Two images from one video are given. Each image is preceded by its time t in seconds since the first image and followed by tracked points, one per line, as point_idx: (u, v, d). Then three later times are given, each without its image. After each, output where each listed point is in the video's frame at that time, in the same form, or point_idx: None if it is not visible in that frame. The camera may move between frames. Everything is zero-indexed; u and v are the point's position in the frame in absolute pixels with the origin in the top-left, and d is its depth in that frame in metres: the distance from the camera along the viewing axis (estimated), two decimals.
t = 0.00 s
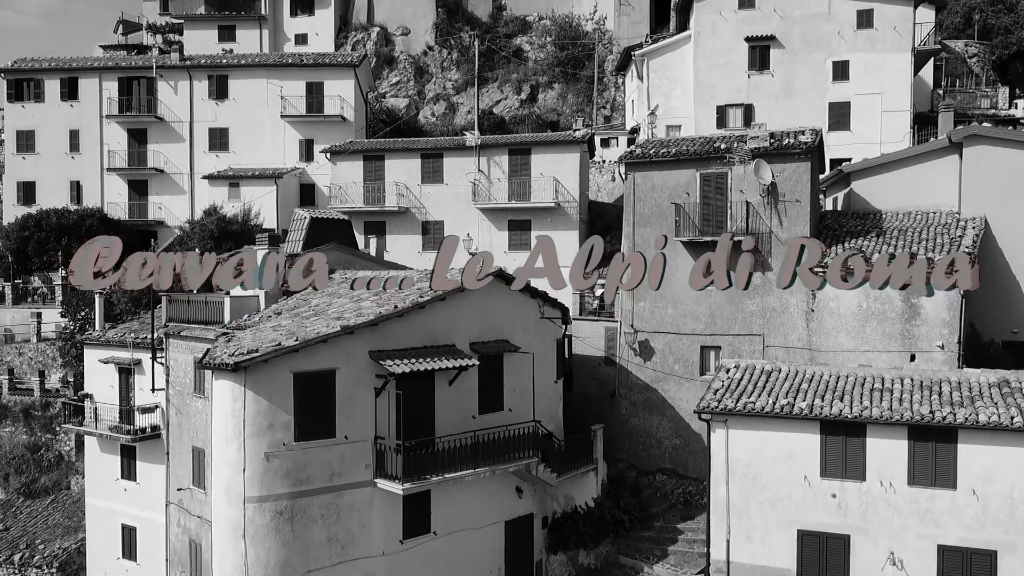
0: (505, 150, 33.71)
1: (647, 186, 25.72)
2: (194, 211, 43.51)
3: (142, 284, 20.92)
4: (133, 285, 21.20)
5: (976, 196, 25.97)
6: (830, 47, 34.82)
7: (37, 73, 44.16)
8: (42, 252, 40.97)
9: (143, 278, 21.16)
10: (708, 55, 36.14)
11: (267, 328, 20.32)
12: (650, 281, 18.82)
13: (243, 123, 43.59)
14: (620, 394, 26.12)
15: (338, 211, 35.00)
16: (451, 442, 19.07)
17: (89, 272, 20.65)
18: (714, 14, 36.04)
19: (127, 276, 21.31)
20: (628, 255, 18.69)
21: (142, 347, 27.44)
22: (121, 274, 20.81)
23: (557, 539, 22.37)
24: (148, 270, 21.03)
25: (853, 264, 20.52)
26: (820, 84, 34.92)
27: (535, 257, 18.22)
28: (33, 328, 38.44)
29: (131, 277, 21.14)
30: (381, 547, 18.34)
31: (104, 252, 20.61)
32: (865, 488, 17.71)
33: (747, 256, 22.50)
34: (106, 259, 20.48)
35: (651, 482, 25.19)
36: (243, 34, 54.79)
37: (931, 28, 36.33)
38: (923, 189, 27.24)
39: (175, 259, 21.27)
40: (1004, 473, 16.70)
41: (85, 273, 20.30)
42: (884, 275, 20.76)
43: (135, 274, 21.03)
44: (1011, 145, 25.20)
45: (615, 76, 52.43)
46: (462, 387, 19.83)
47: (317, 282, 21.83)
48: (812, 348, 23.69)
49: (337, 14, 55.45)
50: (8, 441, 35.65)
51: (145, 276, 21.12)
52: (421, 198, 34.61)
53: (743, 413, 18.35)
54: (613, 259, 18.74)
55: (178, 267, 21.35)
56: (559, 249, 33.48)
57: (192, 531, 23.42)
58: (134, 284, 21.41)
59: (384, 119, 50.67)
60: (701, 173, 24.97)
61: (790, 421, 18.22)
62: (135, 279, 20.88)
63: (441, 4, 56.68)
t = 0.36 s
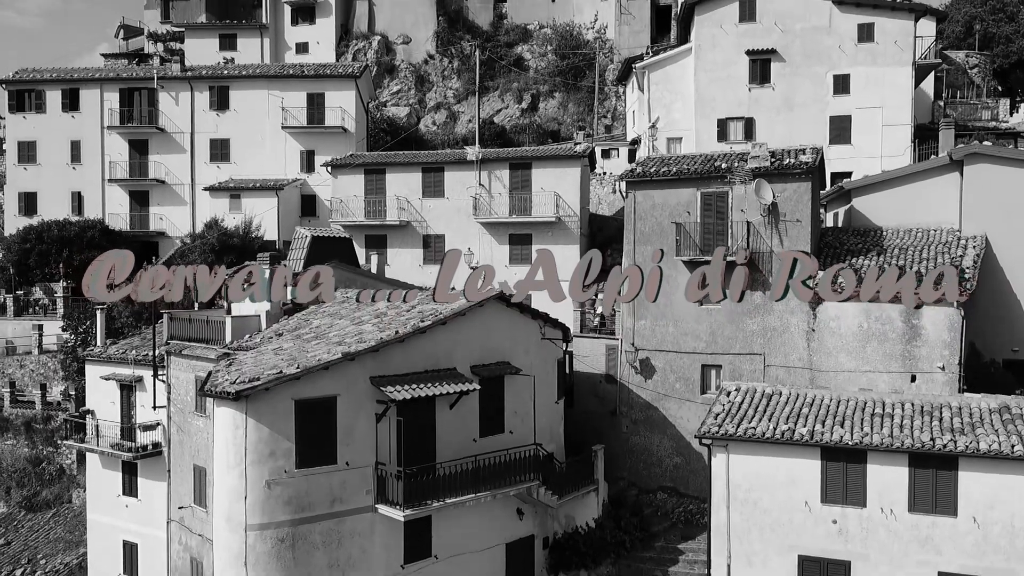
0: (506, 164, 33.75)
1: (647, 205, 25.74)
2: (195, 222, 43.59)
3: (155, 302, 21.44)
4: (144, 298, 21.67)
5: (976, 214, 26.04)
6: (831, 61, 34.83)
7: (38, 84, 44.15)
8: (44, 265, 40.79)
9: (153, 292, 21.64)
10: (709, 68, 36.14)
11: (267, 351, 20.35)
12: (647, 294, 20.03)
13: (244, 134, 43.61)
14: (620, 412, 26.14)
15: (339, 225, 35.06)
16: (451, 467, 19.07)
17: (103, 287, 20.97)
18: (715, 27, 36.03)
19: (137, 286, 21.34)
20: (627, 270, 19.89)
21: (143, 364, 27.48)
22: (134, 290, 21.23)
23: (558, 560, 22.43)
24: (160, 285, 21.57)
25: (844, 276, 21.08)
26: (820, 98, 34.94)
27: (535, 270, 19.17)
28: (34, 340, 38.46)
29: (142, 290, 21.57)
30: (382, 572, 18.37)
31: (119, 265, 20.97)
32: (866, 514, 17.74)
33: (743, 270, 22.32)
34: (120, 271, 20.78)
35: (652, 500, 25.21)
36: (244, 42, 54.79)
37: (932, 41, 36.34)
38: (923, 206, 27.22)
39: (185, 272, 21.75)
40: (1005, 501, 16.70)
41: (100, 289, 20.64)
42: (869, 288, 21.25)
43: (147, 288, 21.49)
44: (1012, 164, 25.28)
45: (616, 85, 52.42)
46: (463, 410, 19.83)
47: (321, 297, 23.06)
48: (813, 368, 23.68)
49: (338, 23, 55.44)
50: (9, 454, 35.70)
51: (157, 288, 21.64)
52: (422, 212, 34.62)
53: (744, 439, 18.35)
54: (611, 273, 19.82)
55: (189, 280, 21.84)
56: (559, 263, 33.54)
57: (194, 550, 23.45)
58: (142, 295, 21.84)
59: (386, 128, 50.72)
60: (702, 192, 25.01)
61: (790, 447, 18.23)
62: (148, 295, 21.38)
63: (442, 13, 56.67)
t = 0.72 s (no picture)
0: (506, 179, 33.82)
1: (648, 224, 25.77)
2: (196, 233, 43.64)
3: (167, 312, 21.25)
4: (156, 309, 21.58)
5: (977, 232, 26.04)
6: (831, 74, 34.84)
7: (39, 95, 44.18)
8: (45, 277, 40.66)
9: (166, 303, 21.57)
10: (710, 81, 36.14)
11: (269, 375, 20.38)
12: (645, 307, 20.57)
13: (245, 145, 43.66)
14: (621, 430, 26.17)
15: (340, 239, 35.11)
16: (452, 492, 19.06)
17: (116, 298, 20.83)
18: (715, 40, 36.04)
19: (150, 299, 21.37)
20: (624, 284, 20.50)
21: (144, 381, 27.50)
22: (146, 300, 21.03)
23: None
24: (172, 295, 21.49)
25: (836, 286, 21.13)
26: (821, 112, 34.96)
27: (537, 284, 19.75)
28: (35, 353, 38.46)
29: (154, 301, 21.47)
30: None
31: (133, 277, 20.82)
32: (866, 540, 17.74)
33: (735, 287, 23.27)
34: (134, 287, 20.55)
35: (652, 519, 25.24)
36: (245, 51, 54.84)
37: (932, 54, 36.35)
38: (924, 223, 27.21)
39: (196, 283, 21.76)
40: (1005, 529, 16.65)
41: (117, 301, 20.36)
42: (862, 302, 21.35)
43: (159, 299, 21.32)
44: (1013, 183, 25.32)
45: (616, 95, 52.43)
46: (464, 434, 19.83)
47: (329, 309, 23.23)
48: (814, 388, 23.72)
49: (339, 31, 55.47)
50: (11, 467, 35.73)
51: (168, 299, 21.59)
52: (422, 226, 34.66)
53: (744, 464, 18.38)
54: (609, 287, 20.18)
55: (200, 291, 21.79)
56: (559, 277, 33.60)
57: (195, 569, 23.45)
58: (154, 309, 21.87)
59: (387, 138, 50.81)
60: (702, 212, 25.05)
61: (791, 473, 18.25)
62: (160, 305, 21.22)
63: (442, 21, 56.69)
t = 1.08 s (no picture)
0: (507, 194, 33.90)
1: (648, 243, 25.82)
2: (198, 245, 43.72)
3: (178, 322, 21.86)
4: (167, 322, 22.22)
5: (977, 252, 26.11)
6: (832, 89, 34.87)
7: (40, 107, 44.21)
8: (47, 289, 40.64)
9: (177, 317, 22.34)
10: (711, 95, 36.15)
11: (271, 400, 20.41)
12: (642, 318, 22.14)
13: (246, 157, 43.71)
14: (622, 449, 26.24)
15: (341, 253, 35.17)
16: (453, 518, 19.07)
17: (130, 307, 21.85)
18: (716, 55, 36.05)
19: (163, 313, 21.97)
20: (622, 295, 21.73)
21: (146, 400, 27.52)
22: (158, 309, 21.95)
23: None
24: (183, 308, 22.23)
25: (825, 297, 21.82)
26: (821, 126, 35.00)
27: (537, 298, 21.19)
28: (37, 366, 38.45)
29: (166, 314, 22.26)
30: None
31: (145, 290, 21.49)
32: (867, 568, 17.73)
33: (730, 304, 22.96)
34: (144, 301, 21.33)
35: (653, 539, 25.30)
36: (245, 61, 54.88)
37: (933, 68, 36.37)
38: (925, 242, 27.24)
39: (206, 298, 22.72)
40: (1007, 559, 16.62)
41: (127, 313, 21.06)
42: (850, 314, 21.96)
43: (170, 308, 22.11)
44: (1013, 203, 25.42)
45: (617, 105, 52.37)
46: (464, 459, 19.85)
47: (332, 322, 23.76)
48: (815, 410, 23.78)
49: (340, 41, 55.47)
50: (13, 481, 35.76)
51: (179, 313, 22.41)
52: (424, 241, 34.74)
53: (744, 491, 18.41)
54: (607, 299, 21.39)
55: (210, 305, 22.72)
56: (560, 292, 33.65)
57: None
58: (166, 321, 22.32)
59: (388, 148, 50.89)
60: (702, 232, 25.11)
61: (791, 499, 18.28)
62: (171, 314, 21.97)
63: (443, 30, 56.56)
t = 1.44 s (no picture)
0: (508, 209, 33.97)
1: (649, 262, 25.83)
2: (199, 256, 43.75)
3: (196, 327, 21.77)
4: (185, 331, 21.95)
5: (978, 270, 26.10)
6: (833, 102, 34.87)
7: (42, 118, 44.25)
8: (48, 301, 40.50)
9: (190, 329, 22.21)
10: (712, 109, 36.14)
11: (272, 423, 20.41)
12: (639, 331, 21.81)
13: (246, 168, 43.76)
14: (623, 467, 26.25)
15: (342, 267, 35.21)
16: (454, 543, 19.07)
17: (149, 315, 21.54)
18: (717, 68, 36.04)
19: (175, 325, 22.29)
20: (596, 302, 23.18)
21: (147, 417, 27.52)
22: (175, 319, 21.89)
23: None
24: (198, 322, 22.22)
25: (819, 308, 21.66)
26: (822, 140, 35.01)
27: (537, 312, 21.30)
28: (38, 378, 38.42)
29: (176, 327, 22.10)
30: None
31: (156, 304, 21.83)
32: None
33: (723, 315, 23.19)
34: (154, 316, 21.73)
35: (654, 557, 25.57)
36: (246, 69, 54.92)
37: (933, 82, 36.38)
38: (925, 260, 27.22)
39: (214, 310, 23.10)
40: None
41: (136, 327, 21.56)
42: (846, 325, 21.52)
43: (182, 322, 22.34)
44: (1013, 222, 25.44)
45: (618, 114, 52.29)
46: (465, 483, 19.85)
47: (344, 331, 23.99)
48: (815, 430, 23.80)
49: (341, 50, 55.57)
50: (14, 494, 35.76)
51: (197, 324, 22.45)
52: (425, 255, 34.75)
53: (745, 516, 18.40)
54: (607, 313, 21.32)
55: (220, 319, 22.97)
56: (560, 307, 33.68)
57: None
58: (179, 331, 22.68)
59: (388, 157, 50.93)
60: (702, 251, 25.13)
61: (792, 526, 18.26)
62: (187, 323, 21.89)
63: (444, 39, 56.42)
